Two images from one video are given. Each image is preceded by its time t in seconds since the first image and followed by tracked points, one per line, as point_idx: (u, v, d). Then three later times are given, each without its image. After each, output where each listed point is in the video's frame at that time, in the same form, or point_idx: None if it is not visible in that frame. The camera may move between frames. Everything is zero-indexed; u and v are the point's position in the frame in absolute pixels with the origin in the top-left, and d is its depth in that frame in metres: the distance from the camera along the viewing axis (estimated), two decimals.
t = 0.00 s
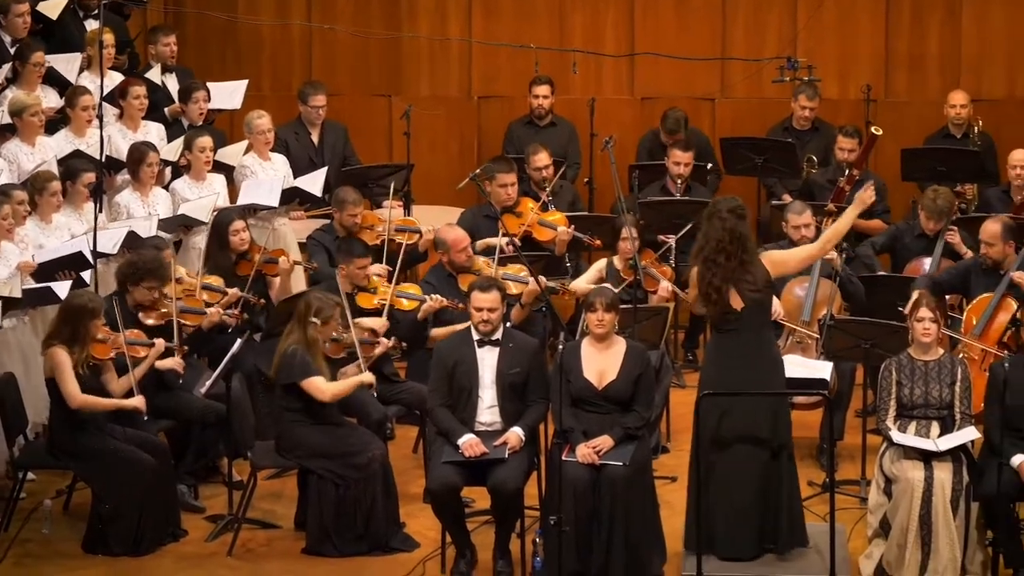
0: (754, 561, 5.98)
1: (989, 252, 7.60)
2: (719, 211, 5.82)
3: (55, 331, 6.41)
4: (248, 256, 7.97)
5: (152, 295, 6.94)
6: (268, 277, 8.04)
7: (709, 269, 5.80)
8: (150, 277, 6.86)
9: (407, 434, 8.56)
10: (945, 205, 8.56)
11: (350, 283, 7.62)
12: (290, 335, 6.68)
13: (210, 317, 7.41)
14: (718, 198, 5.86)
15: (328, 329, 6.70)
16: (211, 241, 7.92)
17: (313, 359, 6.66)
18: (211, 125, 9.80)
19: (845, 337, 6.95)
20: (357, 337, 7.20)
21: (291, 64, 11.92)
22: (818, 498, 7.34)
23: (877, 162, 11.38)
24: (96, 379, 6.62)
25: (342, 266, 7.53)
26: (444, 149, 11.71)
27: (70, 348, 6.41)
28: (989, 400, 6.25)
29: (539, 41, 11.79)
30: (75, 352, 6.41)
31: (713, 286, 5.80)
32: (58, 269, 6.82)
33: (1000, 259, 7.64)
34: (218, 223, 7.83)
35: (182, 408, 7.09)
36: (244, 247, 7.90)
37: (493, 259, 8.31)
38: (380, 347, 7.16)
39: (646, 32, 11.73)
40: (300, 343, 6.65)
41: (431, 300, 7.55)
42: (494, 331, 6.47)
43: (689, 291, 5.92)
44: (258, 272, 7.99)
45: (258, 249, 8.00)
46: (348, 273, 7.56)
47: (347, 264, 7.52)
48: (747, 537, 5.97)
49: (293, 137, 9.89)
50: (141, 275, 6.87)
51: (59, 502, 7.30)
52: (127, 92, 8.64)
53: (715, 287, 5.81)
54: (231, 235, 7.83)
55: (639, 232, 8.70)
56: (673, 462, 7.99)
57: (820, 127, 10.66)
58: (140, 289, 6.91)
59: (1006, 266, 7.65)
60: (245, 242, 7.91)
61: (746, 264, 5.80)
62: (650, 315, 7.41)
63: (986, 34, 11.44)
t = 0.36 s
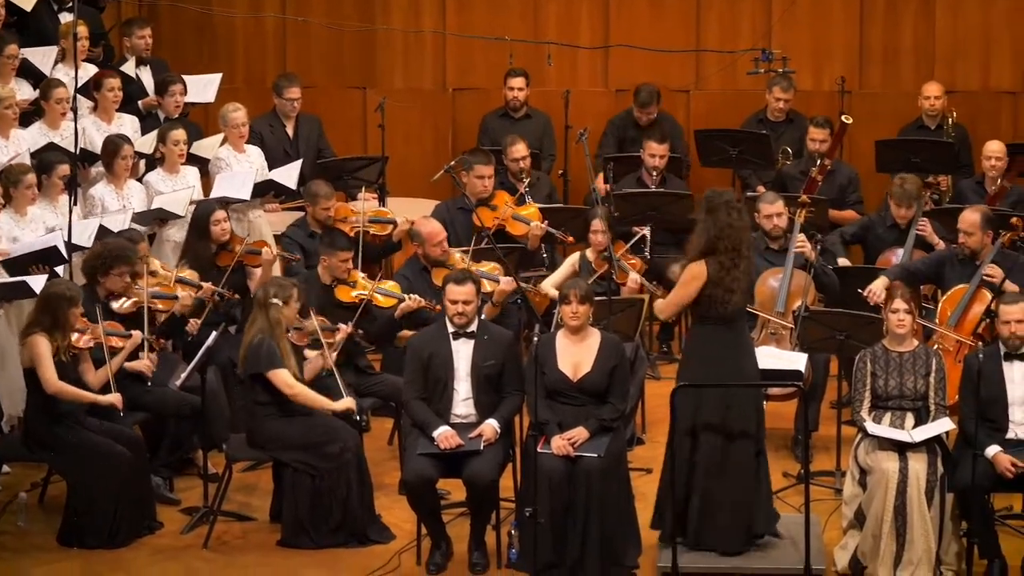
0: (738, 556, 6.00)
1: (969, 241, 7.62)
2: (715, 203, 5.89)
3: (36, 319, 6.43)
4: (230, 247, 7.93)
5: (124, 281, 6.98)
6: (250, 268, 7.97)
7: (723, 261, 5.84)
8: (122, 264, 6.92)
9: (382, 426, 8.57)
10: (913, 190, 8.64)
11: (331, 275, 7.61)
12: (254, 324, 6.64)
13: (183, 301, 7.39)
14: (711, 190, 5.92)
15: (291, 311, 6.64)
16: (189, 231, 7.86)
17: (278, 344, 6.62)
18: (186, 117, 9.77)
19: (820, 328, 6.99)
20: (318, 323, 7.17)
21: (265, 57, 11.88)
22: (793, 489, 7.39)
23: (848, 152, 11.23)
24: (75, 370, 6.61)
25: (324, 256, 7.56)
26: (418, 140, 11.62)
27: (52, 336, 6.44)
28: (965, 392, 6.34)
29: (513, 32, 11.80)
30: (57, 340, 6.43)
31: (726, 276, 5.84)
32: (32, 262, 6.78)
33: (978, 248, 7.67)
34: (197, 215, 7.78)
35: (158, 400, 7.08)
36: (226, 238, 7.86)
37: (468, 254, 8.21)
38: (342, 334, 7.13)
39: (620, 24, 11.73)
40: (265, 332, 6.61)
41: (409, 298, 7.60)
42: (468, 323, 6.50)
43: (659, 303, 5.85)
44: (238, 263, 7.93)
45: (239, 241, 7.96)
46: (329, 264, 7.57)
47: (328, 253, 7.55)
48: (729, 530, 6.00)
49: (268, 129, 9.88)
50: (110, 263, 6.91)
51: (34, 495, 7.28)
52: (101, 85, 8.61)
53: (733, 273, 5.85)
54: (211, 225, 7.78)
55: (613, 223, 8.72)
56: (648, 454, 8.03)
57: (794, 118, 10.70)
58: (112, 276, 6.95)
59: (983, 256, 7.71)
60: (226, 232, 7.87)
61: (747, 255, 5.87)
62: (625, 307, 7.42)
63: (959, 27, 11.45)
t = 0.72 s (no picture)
0: (710, 544, 6.08)
1: (948, 233, 7.68)
2: (688, 195, 5.92)
3: (14, 312, 6.46)
4: (218, 240, 8.02)
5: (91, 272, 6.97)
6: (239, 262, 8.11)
7: (698, 252, 5.86)
8: (85, 257, 6.91)
9: (360, 418, 8.57)
10: (883, 180, 8.72)
11: (318, 271, 7.57)
12: (228, 319, 6.63)
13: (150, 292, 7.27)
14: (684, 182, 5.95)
15: (265, 304, 6.65)
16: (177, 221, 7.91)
17: (258, 337, 6.62)
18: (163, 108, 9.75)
19: (797, 319, 7.03)
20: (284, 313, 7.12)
21: (242, 48, 11.83)
22: (771, 480, 7.42)
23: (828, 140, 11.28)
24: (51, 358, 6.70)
25: (312, 253, 7.48)
26: (394, 132, 11.65)
27: (33, 327, 6.47)
28: (944, 384, 6.35)
29: (490, 23, 11.75)
30: (38, 331, 6.46)
31: (700, 267, 5.86)
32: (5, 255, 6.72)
33: (957, 239, 7.73)
34: (189, 206, 7.86)
35: (136, 391, 7.06)
36: (215, 230, 7.95)
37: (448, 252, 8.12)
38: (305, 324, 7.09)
39: (598, 14, 11.67)
40: (242, 326, 6.61)
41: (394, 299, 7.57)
42: (446, 314, 6.53)
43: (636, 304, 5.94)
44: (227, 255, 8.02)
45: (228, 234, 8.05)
46: (317, 262, 7.51)
47: (318, 253, 7.47)
48: (703, 521, 6.06)
49: (245, 121, 9.87)
50: (76, 257, 6.90)
51: (12, 487, 7.27)
52: (78, 75, 8.61)
53: (710, 264, 5.87)
54: (203, 218, 7.87)
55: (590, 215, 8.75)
56: (626, 445, 8.05)
57: (771, 109, 10.73)
58: (78, 270, 6.93)
59: (961, 247, 7.75)
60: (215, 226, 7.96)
61: (726, 246, 5.89)
62: (603, 298, 7.44)
63: (935, 16, 11.39)
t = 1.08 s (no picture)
0: (686, 539, 6.10)
1: (926, 230, 7.67)
2: (670, 190, 5.92)
3: None
4: (195, 240, 7.98)
5: (66, 270, 6.92)
6: (213, 265, 8.04)
7: (675, 250, 5.88)
8: (61, 254, 6.85)
9: (336, 413, 8.57)
10: (859, 180, 8.75)
11: (292, 266, 7.51)
12: (200, 326, 6.63)
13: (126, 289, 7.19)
14: (663, 177, 5.95)
15: (236, 311, 6.61)
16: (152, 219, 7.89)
17: (230, 345, 6.60)
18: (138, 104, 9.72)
19: (773, 313, 7.05)
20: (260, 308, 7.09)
21: (217, 43, 11.79)
22: (747, 474, 7.45)
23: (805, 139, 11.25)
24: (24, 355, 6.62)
25: (285, 249, 7.44)
26: (369, 127, 11.59)
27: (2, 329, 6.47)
28: (918, 377, 6.41)
29: (467, 19, 11.77)
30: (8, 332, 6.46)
31: (680, 265, 5.89)
32: None
33: (935, 236, 7.72)
34: (165, 203, 7.82)
35: (112, 387, 7.04)
36: (191, 230, 7.91)
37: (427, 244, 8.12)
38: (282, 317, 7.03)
39: (574, 9, 11.67)
40: (214, 334, 6.61)
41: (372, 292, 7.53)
42: (422, 310, 6.52)
43: (621, 298, 5.93)
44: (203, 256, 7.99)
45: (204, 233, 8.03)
46: (290, 257, 7.47)
47: (291, 248, 7.43)
48: (679, 515, 6.08)
49: (221, 117, 9.84)
50: (52, 253, 6.84)
51: None
52: (54, 70, 8.54)
53: (686, 261, 5.89)
54: (178, 217, 7.83)
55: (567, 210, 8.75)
56: (603, 440, 8.07)
57: (747, 104, 10.75)
58: (54, 266, 6.88)
59: (938, 243, 7.74)
60: (191, 225, 7.92)
61: (699, 243, 5.92)
62: (579, 293, 7.44)
63: (910, 12, 11.45)
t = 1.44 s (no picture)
0: (660, 536, 6.13)
1: (899, 224, 7.72)
2: (650, 189, 5.93)
3: None
4: (161, 232, 7.87)
5: (41, 265, 6.90)
6: (181, 252, 8.04)
7: (657, 248, 5.90)
8: (43, 247, 6.85)
9: (308, 411, 8.55)
10: (829, 171, 8.80)
11: (257, 258, 7.57)
12: (166, 328, 6.59)
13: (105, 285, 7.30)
14: (643, 178, 5.96)
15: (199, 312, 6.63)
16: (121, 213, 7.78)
17: (191, 349, 6.58)
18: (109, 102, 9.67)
19: (745, 311, 7.08)
20: (236, 311, 7.12)
21: (190, 41, 11.69)
22: (719, 472, 7.48)
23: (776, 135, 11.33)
24: None
25: (248, 239, 7.51)
26: (342, 124, 11.63)
27: None
28: (890, 376, 6.45)
29: (440, 17, 11.66)
30: None
31: (662, 262, 5.90)
32: None
33: (908, 231, 7.78)
34: (131, 197, 7.73)
35: (84, 387, 7.03)
36: (157, 221, 7.82)
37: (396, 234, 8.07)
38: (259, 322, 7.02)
39: (546, 7, 11.63)
40: (177, 336, 6.58)
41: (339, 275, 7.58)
42: (394, 308, 6.51)
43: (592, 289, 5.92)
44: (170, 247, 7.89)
45: (171, 225, 7.90)
46: (255, 246, 7.51)
47: (254, 236, 7.49)
48: (653, 513, 6.13)
49: (194, 115, 9.80)
50: (30, 246, 6.83)
51: None
52: (25, 68, 8.51)
53: (666, 262, 5.91)
54: (143, 208, 7.75)
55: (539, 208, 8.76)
56: (576, 437, 8.08)
57: (718, 102, 10.78)
58: (29, 259, 6.86)
59: (911, 239, 7.81)
60: (157, 216, 7.83)
61: (680, 244, 5.93)
62: (551, 291, 7.44)
63: (881, 10, 11.42)
